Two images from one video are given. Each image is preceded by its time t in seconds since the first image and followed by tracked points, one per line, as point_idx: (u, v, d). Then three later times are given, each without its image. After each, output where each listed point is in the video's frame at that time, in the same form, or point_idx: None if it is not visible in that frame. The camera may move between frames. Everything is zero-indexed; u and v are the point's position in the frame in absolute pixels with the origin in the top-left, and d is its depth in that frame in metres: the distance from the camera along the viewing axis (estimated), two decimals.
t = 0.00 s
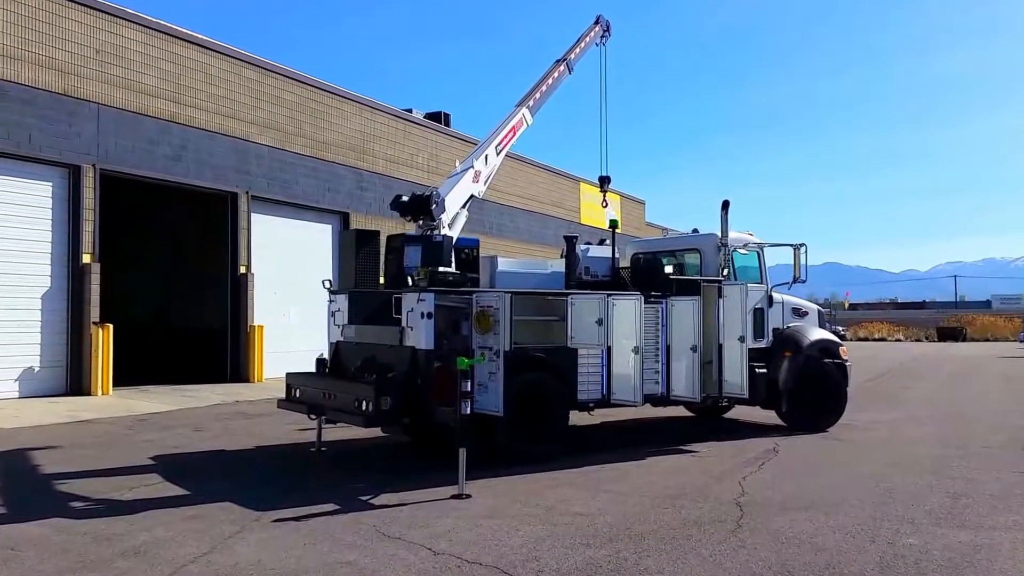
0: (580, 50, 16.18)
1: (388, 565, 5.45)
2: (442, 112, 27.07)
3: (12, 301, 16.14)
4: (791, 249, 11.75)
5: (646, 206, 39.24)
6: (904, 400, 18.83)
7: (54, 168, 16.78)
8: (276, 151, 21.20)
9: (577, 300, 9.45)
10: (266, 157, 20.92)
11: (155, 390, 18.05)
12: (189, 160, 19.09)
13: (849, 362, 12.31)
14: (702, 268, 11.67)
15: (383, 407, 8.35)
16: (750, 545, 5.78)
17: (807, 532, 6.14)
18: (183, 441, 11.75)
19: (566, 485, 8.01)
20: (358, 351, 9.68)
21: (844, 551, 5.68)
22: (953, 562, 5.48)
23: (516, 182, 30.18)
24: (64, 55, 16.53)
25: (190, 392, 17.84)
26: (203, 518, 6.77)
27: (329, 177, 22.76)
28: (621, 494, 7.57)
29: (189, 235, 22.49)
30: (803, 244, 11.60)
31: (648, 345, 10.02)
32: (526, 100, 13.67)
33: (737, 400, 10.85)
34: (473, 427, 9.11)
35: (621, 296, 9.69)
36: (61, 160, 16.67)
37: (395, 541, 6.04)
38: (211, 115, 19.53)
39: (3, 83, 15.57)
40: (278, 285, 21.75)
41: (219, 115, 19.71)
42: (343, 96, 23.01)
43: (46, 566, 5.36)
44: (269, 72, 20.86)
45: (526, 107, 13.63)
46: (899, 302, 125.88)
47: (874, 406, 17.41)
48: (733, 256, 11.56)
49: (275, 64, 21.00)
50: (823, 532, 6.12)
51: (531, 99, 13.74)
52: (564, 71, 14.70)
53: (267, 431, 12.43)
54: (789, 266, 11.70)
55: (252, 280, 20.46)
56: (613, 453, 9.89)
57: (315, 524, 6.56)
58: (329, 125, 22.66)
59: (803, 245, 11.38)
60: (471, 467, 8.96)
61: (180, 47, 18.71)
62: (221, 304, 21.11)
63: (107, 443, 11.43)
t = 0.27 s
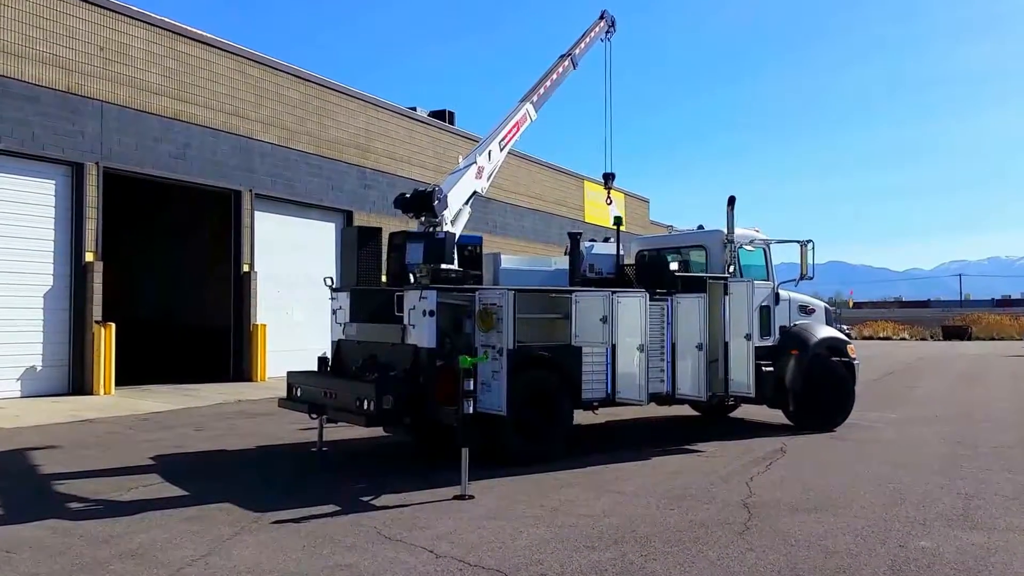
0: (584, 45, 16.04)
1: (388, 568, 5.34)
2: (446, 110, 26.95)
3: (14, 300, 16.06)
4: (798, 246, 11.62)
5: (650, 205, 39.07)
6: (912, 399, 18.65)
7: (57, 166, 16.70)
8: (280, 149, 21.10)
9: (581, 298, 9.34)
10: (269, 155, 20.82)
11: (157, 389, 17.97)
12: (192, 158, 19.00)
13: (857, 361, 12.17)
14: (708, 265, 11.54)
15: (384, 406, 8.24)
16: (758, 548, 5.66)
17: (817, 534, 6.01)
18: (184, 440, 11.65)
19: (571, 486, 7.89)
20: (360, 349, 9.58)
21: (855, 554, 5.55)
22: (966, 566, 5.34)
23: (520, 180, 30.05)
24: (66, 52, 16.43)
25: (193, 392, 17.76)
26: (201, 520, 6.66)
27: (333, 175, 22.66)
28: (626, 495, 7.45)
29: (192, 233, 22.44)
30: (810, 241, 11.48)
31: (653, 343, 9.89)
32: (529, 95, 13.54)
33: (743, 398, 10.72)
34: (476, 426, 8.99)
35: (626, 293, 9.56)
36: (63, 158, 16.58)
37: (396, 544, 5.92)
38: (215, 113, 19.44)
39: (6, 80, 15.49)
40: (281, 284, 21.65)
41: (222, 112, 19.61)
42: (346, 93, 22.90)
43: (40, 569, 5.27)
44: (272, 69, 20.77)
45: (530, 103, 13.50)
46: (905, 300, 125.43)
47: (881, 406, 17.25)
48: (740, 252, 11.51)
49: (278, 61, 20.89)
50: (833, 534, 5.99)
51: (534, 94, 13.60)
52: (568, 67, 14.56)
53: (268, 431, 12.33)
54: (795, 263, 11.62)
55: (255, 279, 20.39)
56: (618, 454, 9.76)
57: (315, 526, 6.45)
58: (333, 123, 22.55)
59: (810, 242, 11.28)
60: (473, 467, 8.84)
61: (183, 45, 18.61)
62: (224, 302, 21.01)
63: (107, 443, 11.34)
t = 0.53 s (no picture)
0: (588, 41, 15.90)
1: (390, 571, 5.24)
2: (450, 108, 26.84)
3: (17, 298, 15.99)
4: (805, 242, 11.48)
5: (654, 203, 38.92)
6: (919, 398, 18.50)
7: (61, 163, 16.61)
8: (284, 147, 21.01)
9: (586, 295, 9.24)
10: (273, 153, 20.74)
11: (161, 388, 17.91)
12: (196, 156, 18.91)
13: (865, 359, 12.02)
14: (714, 262, 11.39)
15: (386, 405, 8.12)
16: (767, 551, 5.54)
17: (827, 537, 5.89)
18: (185, 440, 11.56)
19: (575, 487, 7.77)
20: (362, 348, 9.48)
21: (866, 557, 5.43)
22: (981, 569, 5.22)
23: (524, 178, 29.94)
24: (70, 50, 16.35)
25: (196, 390, 17.69)
26: (201, 521, 6.57)
27: (336, 173, 22.57)
28: (632, 496, 7.33)
29: (197, 232, 22.42)
30: (817, 238, 11.33)
31: (658, 341, 9.77)
32: (533, 91, 13.41)
33: (749, 397, 10.59)
34: (479, 425, 8.87)
35: (631, 291, 9.44)
36: (67, 156, 16.51)
37: (398, 546, 5.82)
38: (219, 110, 19.35)
39: (9, 77, 15.40)
40: (284, 282, 21.57)
41: (227, 110, 19.52)
42: (350, 91, 22.81)
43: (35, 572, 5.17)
44: (276, 67, 20.67)
45: (533, 98, 13.37)
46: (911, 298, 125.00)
47: (888, 404, 17.09)
48: (746, 249, 11.36)
49: (282, 59, 20.80)
50: (844, 537, 5.87)
51: (538, 90, 13.47)
52: (572, 62, 14.42)
53: (270, 430, 12.23)
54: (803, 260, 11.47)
55: (259, 277, 20.33)
56: (623, 453, 9.64)
57: (316, 527, 6.35)
58: (336, 121, 22.46)
59: (817, 238, 11.17)
60: (477, 467, 8.74)
61: (187, 42, 18.53)
62: (228, 301, 20.93)
63: (108, 442, 11.25)
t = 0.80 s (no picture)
0: (593, 36, 15.77)
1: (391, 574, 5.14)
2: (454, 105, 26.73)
3: (20, 296, 15.93)
4: (813, 240, 11.35)
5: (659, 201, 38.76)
6: (927, 396, 18.34)
7: (64, 161, 16.54)
8: (288, 145, 20.93)
9: (592, 293, 9.05)
10: (277, 150, 20.66)
11: (164, 386, 17.86)
12: (201, 154, 18.84)
13: (873, 357, 11.89)
14: (721, 260, 11.28)
15: (389, 405, 8.02)
16: (776, 555, 5.43)
17: (836, 539, 5.78)
18: (188, 438, 11.49)
19: (580, 487, 7.68)
20: (364, 346, 9.38)
21: (878, 560, 5.32)
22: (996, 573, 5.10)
23: (528, 175, 29.82)
24: (74, 47, 16.27)
25: (200, 388, 17.64)
26: (200, 523, 6.49)
27: (341, 170, 22.49)
28: (637, 497, 7.23)
29: (199, 230, 22.35)
30: (826, 235, 11.20)
31: (664, 339, 9.64)
32: (537, 86, 13.29)
33: (756, 396, 10.47)
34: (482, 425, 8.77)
35: (636, 289, 9.33)
36: (71, 154, 16.44)
37: (399, 549, 5.73)
38: (223, 108, 19.27)
39: (13, 75, 15.34)
40: (288, 280, 21.49)
41: (231, 108, 19.45)
42: (355, 89, 22.71)
43: None
44: (280, 64, 20.58)
45: (538, 94, 13.25)
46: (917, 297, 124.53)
47: (896, 402, 16.94)
48: (754, 247, 11.24)
49: (287, 56, 20.72)
50: (854, 540, 5.75)
51: (543, 85, 13.36)
52: (577, 57, 14.29)
53: (273, 429, 12.15)
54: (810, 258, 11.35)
55: (263, 275, 20.25)
56: (627, 453, 9.53)
57: (317, 529, 6.26)
58: (340, 119, 22.38)
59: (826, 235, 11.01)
60: (480, 467, 8.64)
61: (192, 40, 18.44)
62: (232, 298, 20.83)
63: (109, 441, 11.18)
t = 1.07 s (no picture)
0: (599, 32, 15.65)
1: None
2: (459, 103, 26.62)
3: (23, 294, 15.87)
4: (821, 238, 11.20)
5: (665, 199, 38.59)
6: (936, 396, 18.18)
7: (67, 159, 16.48)
8: (292, 143, 20.85)
9: (597, 291, 8.97)
10: (281, 148, 20.58)
11: (168, 384, 17.79)
12: (204, 152, 18.77)
13: (881, 357, 11.75)
14: (728, 258, 11.14)
15: (391, 405, 7.93)
16: (786, 558, 5.31)
17: (847, 542, 5.66)
18: (190, 437, 11.42)
19: (585, 488, 7.56)
20: (367, 345, 9.29)
21: (890, 564, 5.20)
22: None
23: (534, 174, 29.68)
24: (77, 45, 16.22)
25: (204, 386, 17.58)
26: (199, 524, 6.41)
27: (345, 169, 22.41)
28: (644, 498, 7.12)
29: (202, 229, 22.28)
30: (834, 233, 11.05)
31: (671, 339, 9.53)
32: (542, 83, 13.17)
33: (764, 396, 10.34)
34: (487, 425, 8.67)
35: (642, 287, 9.20)
36: (74, 152, 16.38)
37: (400, 551, 5.63)
38: (226, 105, 19.20)
39: (15, 72, 15.29)
40: (292, 278, 21.43)
41: (234, 105, 19.38)
42: (359, 86, 22.63)
43: None
44: (284, 62, 20.50)
45: (543, 90, 13.13)
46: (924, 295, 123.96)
47: (905, 402, 16.79)
48: (761, 245, 11.05)
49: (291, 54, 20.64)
50: (864, 543, 5.64)
51: (548, 81, 13.24)
52: (583, 53, 14.16)
53: (277, 428, 12.08)
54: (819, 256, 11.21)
55: (267, 273, 20.18)
56: (633, 452, 9.43)
57: (317, 531, 6.17)
58: (345, 116, 22.30)
59: (834, 233, 10.85)
60: (484, 467, 8.55)
61: (195, 37, 18.38)
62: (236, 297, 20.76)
63: (112, 439, 11.10)
